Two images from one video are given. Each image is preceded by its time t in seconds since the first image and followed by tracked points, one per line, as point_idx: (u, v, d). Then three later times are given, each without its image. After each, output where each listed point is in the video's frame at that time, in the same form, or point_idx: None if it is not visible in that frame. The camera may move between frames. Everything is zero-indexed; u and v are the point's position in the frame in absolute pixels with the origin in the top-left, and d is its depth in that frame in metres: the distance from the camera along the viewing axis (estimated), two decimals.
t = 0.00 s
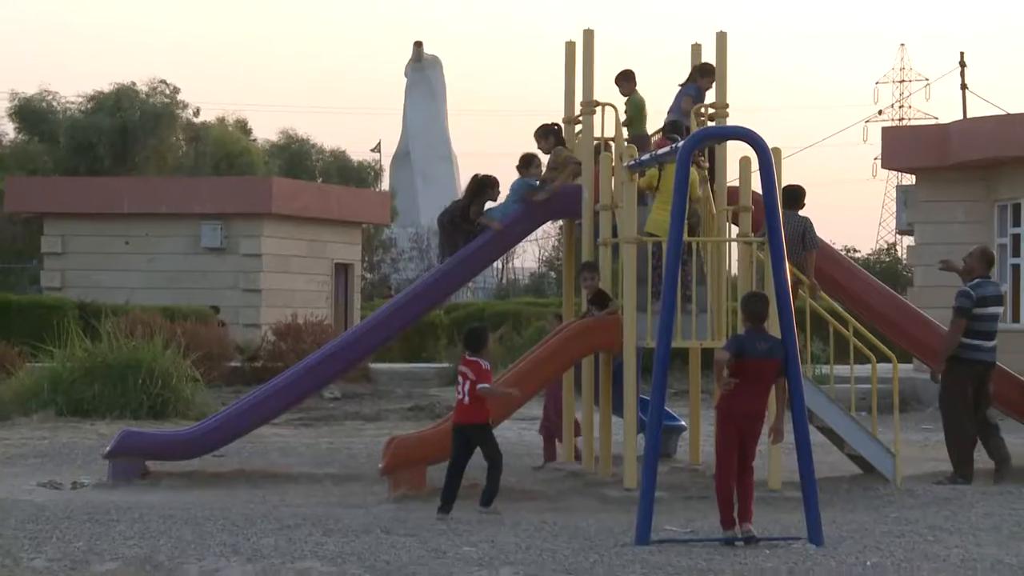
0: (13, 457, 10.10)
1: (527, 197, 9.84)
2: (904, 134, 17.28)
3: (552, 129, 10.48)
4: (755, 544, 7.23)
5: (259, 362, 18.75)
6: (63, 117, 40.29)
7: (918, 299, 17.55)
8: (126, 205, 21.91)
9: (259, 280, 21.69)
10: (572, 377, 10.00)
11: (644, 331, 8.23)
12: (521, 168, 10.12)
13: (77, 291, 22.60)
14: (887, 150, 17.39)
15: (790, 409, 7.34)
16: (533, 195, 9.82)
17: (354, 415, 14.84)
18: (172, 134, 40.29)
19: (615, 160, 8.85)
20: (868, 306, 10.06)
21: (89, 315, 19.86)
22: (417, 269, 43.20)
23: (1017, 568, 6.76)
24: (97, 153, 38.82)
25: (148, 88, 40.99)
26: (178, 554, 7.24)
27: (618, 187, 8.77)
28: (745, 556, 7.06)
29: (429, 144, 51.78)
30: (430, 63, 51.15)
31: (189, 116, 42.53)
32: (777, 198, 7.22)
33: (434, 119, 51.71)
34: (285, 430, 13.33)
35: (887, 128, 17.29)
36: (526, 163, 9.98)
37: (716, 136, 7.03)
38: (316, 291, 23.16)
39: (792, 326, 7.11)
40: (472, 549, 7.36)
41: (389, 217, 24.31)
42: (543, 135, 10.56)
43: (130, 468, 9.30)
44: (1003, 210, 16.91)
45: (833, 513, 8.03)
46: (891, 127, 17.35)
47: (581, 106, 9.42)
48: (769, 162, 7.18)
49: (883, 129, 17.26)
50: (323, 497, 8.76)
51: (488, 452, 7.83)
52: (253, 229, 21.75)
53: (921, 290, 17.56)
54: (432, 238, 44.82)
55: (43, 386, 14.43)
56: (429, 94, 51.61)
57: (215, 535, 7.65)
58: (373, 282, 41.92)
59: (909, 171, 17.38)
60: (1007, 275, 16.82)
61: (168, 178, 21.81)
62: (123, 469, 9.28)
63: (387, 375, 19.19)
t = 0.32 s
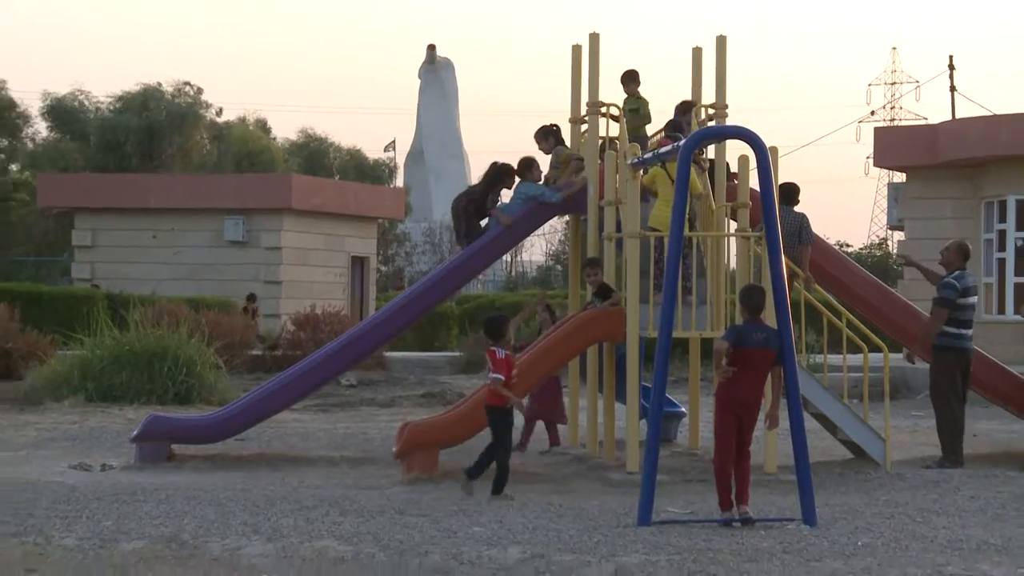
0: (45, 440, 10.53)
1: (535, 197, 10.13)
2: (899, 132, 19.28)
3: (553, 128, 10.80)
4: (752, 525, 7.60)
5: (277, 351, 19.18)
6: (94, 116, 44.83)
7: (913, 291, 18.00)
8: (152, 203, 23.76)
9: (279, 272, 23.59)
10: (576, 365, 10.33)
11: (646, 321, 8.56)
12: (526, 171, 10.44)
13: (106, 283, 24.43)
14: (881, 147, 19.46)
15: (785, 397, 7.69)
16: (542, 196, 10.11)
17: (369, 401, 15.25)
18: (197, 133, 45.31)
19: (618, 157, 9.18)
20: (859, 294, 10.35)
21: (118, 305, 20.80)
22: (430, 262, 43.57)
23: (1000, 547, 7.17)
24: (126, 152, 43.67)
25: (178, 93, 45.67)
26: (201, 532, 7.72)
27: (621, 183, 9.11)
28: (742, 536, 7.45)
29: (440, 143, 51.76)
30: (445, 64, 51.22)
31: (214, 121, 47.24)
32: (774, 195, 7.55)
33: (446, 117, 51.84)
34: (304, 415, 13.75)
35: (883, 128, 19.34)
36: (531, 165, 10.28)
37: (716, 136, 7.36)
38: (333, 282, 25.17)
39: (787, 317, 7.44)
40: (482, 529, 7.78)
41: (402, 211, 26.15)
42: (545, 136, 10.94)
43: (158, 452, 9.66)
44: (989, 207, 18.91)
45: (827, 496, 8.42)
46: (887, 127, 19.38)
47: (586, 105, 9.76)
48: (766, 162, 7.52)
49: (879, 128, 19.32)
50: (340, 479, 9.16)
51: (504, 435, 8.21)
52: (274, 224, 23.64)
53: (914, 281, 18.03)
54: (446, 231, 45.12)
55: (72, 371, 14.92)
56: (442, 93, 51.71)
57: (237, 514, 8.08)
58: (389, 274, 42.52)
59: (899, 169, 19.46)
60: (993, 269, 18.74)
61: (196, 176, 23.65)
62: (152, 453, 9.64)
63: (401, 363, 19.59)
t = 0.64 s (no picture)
0: (68, 421, 10.98)
1: (535, 193, 10.50)
2: (883, 132, 19.78)
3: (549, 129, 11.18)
4: (738, 504, 8.05)
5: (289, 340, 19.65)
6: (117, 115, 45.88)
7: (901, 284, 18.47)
8: (173, 198, 24.24)
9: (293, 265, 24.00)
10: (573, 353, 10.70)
11: (640, 311, 8.98)
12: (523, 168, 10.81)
13: (128, 274, 24.88)
14: (865, 145, 19.94)
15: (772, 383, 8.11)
16: (542, 191, 10.48)
17: (377, 386, 15.70)
18: (214, 132, 46.07)
19: (614, 155, 9.58)
20: (835, 282, 10.73)
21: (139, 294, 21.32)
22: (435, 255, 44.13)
23: (972, 526, 7.68)
24: (149, 150, 44.16)
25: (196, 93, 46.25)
26: (218, 511, 8.18)
27: (617, 180, 9.51)
28: (730, 515, 7.91)
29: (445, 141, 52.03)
30: (450, 68, 51.68)
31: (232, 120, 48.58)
32: (762, 192, 7.94)
33: (450, 117, 52.14)
34: (315, 399, 14.20)
35: (865, 127, 19.84)
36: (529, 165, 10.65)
37: (706, 136, 7.76)
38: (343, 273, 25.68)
39: (774, 309, 7.85)
40: (483, 508, 8.24)
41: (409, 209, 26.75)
42: (540, 135, 11.36)
43: (177, 434, 10.07)
44: (967, 204, 19.35)
45: (811, 477, 8.89)
46: (869, 127, 19.87)
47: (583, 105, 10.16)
48: (755, 161, 7.90)
49: (861, 128, 19.82)
50: (350, 460, 9.61)
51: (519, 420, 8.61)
52: (287, 218, 24.06)
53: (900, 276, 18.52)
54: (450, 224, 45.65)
55: (95, 356, 15.39)
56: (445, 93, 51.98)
57: (252, 493, 8.54)
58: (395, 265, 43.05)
59: (880, 168, 19.91)
60: (968, 262, 19.18)
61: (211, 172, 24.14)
62: (171, 435, 10.05)
63: (408, 351, 20.03)
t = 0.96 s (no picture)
0: (87, 408, 11.44)
1: (528, 194, 10.92)
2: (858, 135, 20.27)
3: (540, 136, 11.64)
4: (724, 486, 8.50)
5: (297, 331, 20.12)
6: (134, 117, 46.61)
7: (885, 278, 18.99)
8: (187, 195, 24.65)
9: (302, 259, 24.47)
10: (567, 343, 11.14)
11: (630, 304, 9.39)
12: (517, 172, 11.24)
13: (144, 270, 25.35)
14: (841, 147, 20.44)
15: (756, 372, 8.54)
16: (535, 190, 10.91)
17: (380, 375, 16.18)
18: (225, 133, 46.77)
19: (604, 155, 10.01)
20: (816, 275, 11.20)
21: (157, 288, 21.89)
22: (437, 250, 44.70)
23: (944, 506, 8.17)
24: (164, 151, 45.05)
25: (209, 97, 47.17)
26: (230, 493, 8.63)
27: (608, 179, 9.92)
28: (716, 495, 8.37)
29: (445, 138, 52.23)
30: (450, 72, 52.39)
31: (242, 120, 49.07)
32: (745, 191, 8.38)
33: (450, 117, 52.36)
34: (322, 386, 14.66)
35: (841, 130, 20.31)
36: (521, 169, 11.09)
37: (693, 137, 8.17)
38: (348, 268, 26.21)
39: (757, 300, 8.28)
40: (482, 490, 8.69)
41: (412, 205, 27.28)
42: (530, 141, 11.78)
43: (192, 422, 10.50)
44: (939, 201, 19.86)
45: (793, 460, 9.35)
46: (845, 130, 20.35)
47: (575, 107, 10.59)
48: (739, 161, 8.33)
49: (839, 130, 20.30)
50: (356, 445, 10.06)
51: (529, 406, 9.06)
52: (296, 215, 24.56)
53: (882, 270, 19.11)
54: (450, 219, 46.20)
55: (114, 348, 15.86)
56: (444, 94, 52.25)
57: (262, 477, 8.99)
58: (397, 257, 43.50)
59: (858, 167, 20.44)
60: (940, 256, 19.68)
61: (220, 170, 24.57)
62: (184, 423, 10.49)
63: (410, 341, 20.48)
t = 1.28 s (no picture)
0: (110, 401, 11.91)
1: (528, 198, 11.36)
2: (843, 141, 21.04)
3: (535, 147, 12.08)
4: (715, 475, 8.94)
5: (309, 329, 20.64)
6: (156, 126, 47.42)
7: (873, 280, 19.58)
8: (206, 199, 25.13)
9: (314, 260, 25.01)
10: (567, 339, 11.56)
11: (626, 302, 9.82)
12: (516, 178, 11.69)
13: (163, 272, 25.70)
14: (828, 151, 21.23)
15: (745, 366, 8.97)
16: (535, 194, 11.35)
17: (388, 370, 16.68)
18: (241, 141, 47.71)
19: (601, 160, 10.46)
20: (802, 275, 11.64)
21: (177, 288, 22.40)
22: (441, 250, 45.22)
23: (924, 493, 8.62)
24: (183, 157, 45.81)
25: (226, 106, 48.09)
26: (246, 482, 9.09)
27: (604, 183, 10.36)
28: (707, 484, 8.81)
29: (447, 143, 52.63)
30: (453, 83, 52.71)
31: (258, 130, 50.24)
32: (734, 194, 8.82)
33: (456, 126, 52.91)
34: (332, 381, 15.16)
35: (826, 137, 21.06)
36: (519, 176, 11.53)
37: (684, 143, 8.61)
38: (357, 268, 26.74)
39: (746, 298, 8.71)
40: (485, 479, 9.14)
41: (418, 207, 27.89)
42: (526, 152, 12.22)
43: (210, 414, 10.94)
44: (919, 204, 20.65)
45: (781, 451, 9.80)
46: (829, 136, 21.09)
47: (573, 115, 11.03)
48: (728, 166, 8.76)
49: (824, 137, 21.05)
50: (366, 437, 10.51)
51: (537, 397, 9.43)
52: (308, 218, 25.10)
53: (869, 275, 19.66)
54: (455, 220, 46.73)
55: (135, 346, 16.34)
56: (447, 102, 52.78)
57: (276, 466, 9.45)
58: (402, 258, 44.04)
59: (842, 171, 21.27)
60: (921, 256, 20.52)
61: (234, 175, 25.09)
62: (202, 415, 10.93)
63: (417, 338, 20.97)
